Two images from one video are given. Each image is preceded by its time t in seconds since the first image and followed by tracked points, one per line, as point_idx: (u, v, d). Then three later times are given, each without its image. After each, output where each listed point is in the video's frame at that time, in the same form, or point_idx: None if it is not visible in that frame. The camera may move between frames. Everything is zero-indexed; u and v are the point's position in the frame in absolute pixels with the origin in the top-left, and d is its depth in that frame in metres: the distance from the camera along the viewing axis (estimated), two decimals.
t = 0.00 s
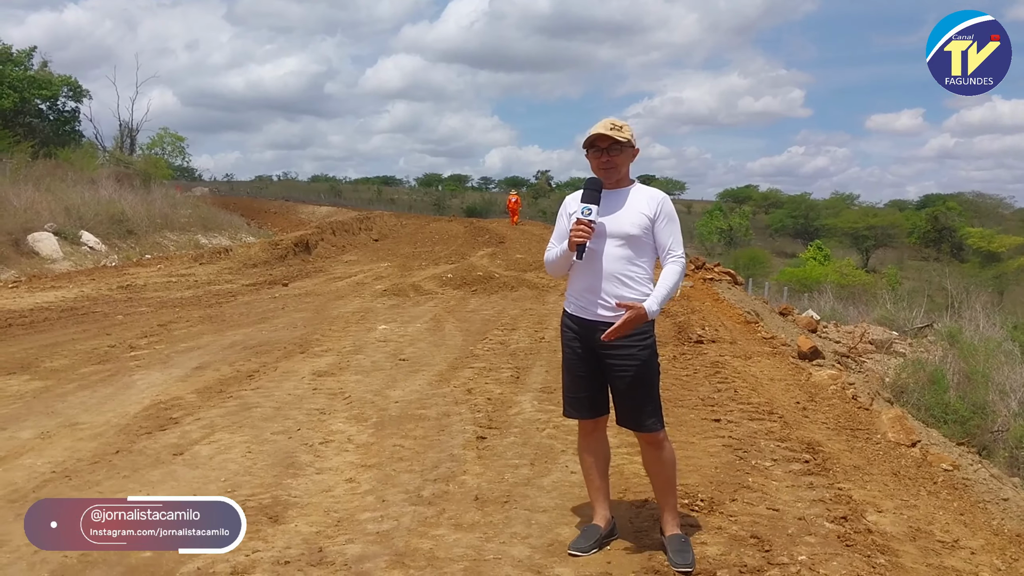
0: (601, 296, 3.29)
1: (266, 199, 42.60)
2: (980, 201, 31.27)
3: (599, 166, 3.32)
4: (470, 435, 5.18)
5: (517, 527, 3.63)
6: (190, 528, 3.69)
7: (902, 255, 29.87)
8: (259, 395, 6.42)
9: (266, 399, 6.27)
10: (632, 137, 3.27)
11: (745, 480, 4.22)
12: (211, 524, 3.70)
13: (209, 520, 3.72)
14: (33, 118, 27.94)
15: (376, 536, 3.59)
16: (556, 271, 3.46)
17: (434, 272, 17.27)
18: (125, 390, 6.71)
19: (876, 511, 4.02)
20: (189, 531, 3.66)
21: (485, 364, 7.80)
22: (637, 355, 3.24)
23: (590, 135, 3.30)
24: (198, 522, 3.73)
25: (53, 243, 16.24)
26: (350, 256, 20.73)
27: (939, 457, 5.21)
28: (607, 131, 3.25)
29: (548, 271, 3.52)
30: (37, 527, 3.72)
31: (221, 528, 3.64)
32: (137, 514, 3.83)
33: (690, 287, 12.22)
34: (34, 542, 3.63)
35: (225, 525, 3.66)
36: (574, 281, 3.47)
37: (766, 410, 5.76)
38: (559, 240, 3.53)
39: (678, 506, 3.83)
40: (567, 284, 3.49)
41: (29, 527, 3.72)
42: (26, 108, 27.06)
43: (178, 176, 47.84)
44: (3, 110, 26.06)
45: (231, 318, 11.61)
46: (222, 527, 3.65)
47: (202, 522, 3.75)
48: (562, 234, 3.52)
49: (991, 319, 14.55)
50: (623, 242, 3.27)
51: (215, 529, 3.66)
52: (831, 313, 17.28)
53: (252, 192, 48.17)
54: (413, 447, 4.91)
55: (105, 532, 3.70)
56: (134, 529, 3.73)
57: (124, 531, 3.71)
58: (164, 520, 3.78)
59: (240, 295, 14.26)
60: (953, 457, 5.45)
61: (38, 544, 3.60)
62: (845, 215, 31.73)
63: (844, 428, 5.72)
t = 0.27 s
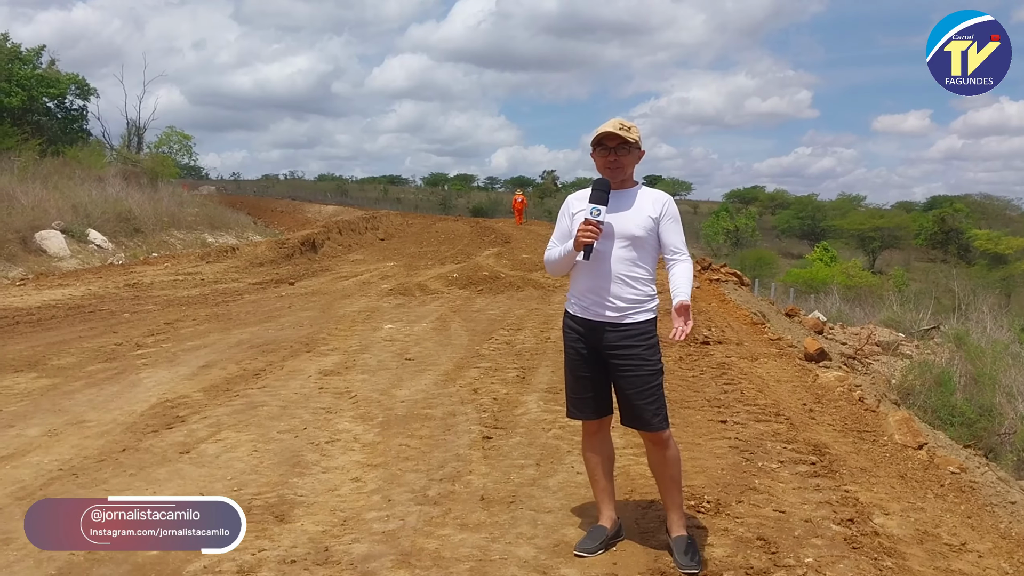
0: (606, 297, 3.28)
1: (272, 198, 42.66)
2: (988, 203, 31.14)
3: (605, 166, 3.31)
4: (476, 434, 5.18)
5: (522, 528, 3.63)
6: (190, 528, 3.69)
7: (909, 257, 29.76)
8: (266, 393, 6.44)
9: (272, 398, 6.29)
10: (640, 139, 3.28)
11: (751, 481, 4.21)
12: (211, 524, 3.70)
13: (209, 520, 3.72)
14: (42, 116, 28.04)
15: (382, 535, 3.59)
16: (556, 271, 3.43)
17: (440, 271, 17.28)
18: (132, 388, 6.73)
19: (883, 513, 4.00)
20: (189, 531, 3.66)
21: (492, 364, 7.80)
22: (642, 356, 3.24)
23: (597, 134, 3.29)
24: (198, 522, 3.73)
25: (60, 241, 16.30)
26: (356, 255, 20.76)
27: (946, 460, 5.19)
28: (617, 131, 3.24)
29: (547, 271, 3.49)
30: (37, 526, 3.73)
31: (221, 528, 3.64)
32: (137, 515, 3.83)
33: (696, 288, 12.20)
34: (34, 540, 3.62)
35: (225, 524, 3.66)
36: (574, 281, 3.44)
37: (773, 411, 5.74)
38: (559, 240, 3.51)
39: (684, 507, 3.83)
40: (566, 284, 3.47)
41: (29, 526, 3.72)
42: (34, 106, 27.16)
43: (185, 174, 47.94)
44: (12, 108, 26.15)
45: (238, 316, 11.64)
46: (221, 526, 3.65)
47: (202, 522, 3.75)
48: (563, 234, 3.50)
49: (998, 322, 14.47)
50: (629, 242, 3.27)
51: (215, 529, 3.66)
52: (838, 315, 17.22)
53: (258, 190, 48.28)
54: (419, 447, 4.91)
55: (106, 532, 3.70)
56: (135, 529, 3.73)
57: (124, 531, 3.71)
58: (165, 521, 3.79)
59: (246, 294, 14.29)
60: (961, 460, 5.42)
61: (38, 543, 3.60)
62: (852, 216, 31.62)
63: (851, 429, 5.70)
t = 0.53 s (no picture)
0: (611, 299, 3.27)
1: (276, 199, 42.72)
2: (993, 205, 31.05)
3: (606, 168, 3.30)
4: (481, 436, 5.18)
5: (528, 530, 3.62)
6: (190, 528, 3.71)
7: (913, 259, 29.68)
8: (271, 394, 6.44)
9: (277, 399, 6.29)
10: (640, 140, 3.27)
11: (757, 484, 4.20)
12: (211, 524, 3.72)
13: (209, 520, 3.73)
14: (47, 116, 28.11)
15: (387, 537, 3.59)
16: (559, 275, 3.42)
17: (444, 273, 17.28)
18: (137, 388, 6.75)
19: (889, 516, 3.99)
20: (189, 532, 3.68)
21: (496, 365, 7.79)
22: (647, 357, 3.24)
23: (597, 136, 3.28)
24: (198, 523, 3.74)
25: (65, 241, 16.34)
26: (360, 256, 20.77)
27: (952, 463, 5.17)
28: (617, 132, 3.24)
29: (550, 274, 3.48)
30: (36, 526, 3.74)
31: (221, 528, 3.66)
32: (137, 515, 3.83)
33: (701, 290, 12.18)
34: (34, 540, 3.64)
35: (225, 525, 3.68)
36: (577, 284, 3.43)
37: (778, 414, 5.73)
38: (561, 243, 3.50)
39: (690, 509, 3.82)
40: (569, 287, 3.46)
41: (29, 526, 3.73)
42: (40, 107, 27.23)
43: (190, 175, 48.04)
44: (17, 109, 26.23)
45: (242, 317, 11.65)
46: (221, 527, 3.67)
47: (202, 523, 3.76)
48: (565, 237, 3.49)
49: (1004, 325, 14.41)
50: (633, 244, 3.27)
51: (215, 529, 3.68)
52: (842, 317, 17.18)
53: (263, 191, 48.38)
54: (424, 448, 4.91)
55: (110, 532, 3.70)
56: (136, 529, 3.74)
57: (124, 532, 3.72)
58: (165, 521, 3.79)
59: (251, 294, 14.30)
60: (967, 462, 5.40)
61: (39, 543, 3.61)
62: (856, 218, 31.55)
63: (857, 432, 5.68)
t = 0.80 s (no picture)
0: (616, 301, 3.27)
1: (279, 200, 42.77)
2: (997, 206, 30.98)
3: (606, 170, 3.29)
4: (484, 438, 5.17)
5: (531, 532, 3.62)
6: (190, 527, 3.73)
7: (916, 260, 29.63)
8: (274, 396, 6.45)
9: (280, 400, 6.30)
10: (639, 141, 3.27)
11: (760, 486, 4.19)
12: (210, 523, 3.73)
13: (209, 519, 3.75)
14: (51, 118, 28.16)
15: (391, 538, 3.59)
16: (563, 278, 3.41)
17: (447, 274, 17.28)
18: (140, 389, 6.76)
19: (894, 519, 3.98)
20: (189, 531, 3.70)
21: (499, 367, 7.79)
22: (650, 359, 3.23)
23: (597, 138, 3.27)
24: (197, 522, 3.76)
25: (69, 242, 16.37)
26: (363, 257, 20.79)
27: (956, 465, 5.16)
28: (616, 134, 3.23)
29: (552, 278, 3.47)
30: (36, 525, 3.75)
31: (221, 527, 3.68)
32: (137, 514, 3.83)
33: (705, 291, 12.16)
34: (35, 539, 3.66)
35: (225, 524, 3.70)
36: (580, 286, 3.43)
37: (782, 416, 5.72)
38: (562, 246, 3.48)
39: (694, 511, 3.81)
40: (572, 290, 3.45)
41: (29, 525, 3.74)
42: (44, 108, 27.29)
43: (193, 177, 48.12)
44: (21, 110, 26.30)
45: (246, 318, 11.66)
46: (221, 526, 3.69)
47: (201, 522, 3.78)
48: (566, 240, 3.48)
49: (1008, 326, 14.38)
50: (637, 245, 3.27)
51: (215, 528, 3.70)
52: (845, 319, 17.14)
53: (266, 193, 48.44)
54: (427, 450, 4.91)
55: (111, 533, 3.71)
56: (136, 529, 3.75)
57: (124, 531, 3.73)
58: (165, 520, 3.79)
59: (254, 295, 14.32)
60: (971, 465, 5.39)
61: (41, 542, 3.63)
62: (859, 220, 31.50)
63: (860, 434, 5.67)
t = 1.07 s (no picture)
0: (621, 301, 3.27)
1: (284, 201, 42.85)
2: (1002, 206, 30.88)
3: (609, 170, 3.30)
4: (490, 438, 5.18)
5: (538, 532, 3.62)
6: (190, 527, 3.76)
7: (921, 260, 29.56)
8: (280, 396, 6.47)
9: (286, 400, 6.31)
10: (641, 140, 3.27)
11: (767, 486, 4.19)
12: (211, 524, 3.78)
13: (209, 520, 3.80)
14: (56, 119, 28.24)
15: (397, 538, 3.60)
16: (568, 278, 3.42)
17: (452, 274, 17.30)
18: (147, 389, 6.78)
19: (900, 519, 3.97)
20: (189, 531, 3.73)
21: (505, 367, 7.80)
22: (655, 359, 3.23)
23: (599, 138, 3.28)
24: (198, 522, 3.80)
25: (74, 243, 16.42)
26: (368, 258, 20.82)
27: (963, 465, 5.15)
28: (617, 134, 3.23)
29: (558, 278, 3.48)
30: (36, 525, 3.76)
31: (221, 528, 3.73)
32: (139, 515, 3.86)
33: (710, 291, 12.15)
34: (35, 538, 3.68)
35: (225, 525, 3.75)
36: (586, 287, 3.43)
37: (788, 416, 5.72)
38: (567, 246, 3.49)
39: (700, 511, 3.81)
40: (578, 290, 3.46)
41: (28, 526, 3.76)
42: (49, 109, 27.37)
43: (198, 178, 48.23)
44: (26, 111, 26.40)
45: (251, 319, 11.69)
46: (222, 526, 3.74)
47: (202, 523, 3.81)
48: (572, 240, 3.49)
49: (1014, 326, 14.33)
50: (641, 244, 3.27)
51: (215, 528, 3.75)
52: (851, 318, 17.11)
53: (271, 193, 48.52)
54: (433, 450, 4.91)
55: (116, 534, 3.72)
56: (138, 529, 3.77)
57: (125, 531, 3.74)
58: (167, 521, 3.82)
59: (259, 296, 14.35)
60: (978, 465, 5.38)
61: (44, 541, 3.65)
62: (863, 219, 31.43)
63: (866, 434, 5.66)
